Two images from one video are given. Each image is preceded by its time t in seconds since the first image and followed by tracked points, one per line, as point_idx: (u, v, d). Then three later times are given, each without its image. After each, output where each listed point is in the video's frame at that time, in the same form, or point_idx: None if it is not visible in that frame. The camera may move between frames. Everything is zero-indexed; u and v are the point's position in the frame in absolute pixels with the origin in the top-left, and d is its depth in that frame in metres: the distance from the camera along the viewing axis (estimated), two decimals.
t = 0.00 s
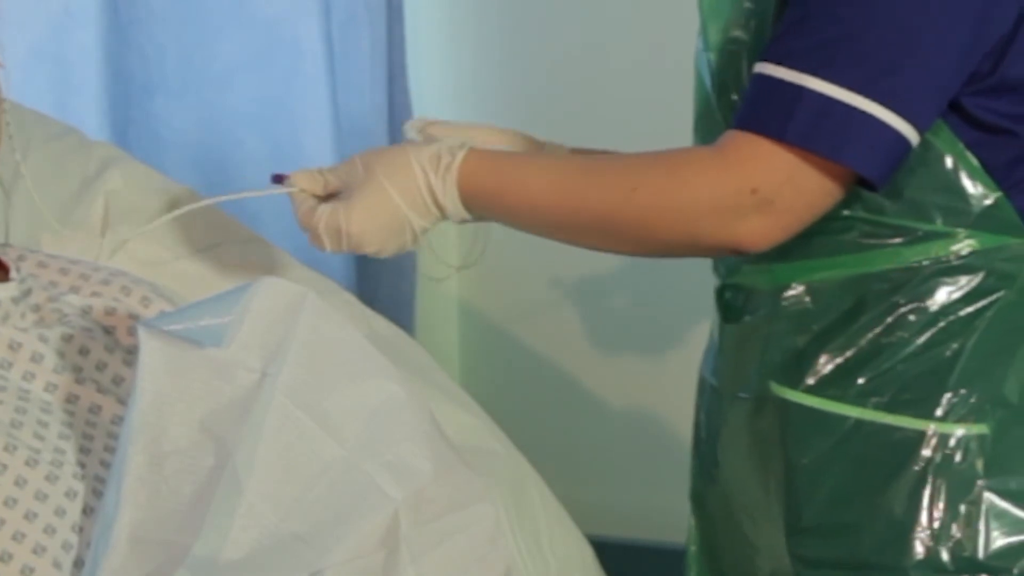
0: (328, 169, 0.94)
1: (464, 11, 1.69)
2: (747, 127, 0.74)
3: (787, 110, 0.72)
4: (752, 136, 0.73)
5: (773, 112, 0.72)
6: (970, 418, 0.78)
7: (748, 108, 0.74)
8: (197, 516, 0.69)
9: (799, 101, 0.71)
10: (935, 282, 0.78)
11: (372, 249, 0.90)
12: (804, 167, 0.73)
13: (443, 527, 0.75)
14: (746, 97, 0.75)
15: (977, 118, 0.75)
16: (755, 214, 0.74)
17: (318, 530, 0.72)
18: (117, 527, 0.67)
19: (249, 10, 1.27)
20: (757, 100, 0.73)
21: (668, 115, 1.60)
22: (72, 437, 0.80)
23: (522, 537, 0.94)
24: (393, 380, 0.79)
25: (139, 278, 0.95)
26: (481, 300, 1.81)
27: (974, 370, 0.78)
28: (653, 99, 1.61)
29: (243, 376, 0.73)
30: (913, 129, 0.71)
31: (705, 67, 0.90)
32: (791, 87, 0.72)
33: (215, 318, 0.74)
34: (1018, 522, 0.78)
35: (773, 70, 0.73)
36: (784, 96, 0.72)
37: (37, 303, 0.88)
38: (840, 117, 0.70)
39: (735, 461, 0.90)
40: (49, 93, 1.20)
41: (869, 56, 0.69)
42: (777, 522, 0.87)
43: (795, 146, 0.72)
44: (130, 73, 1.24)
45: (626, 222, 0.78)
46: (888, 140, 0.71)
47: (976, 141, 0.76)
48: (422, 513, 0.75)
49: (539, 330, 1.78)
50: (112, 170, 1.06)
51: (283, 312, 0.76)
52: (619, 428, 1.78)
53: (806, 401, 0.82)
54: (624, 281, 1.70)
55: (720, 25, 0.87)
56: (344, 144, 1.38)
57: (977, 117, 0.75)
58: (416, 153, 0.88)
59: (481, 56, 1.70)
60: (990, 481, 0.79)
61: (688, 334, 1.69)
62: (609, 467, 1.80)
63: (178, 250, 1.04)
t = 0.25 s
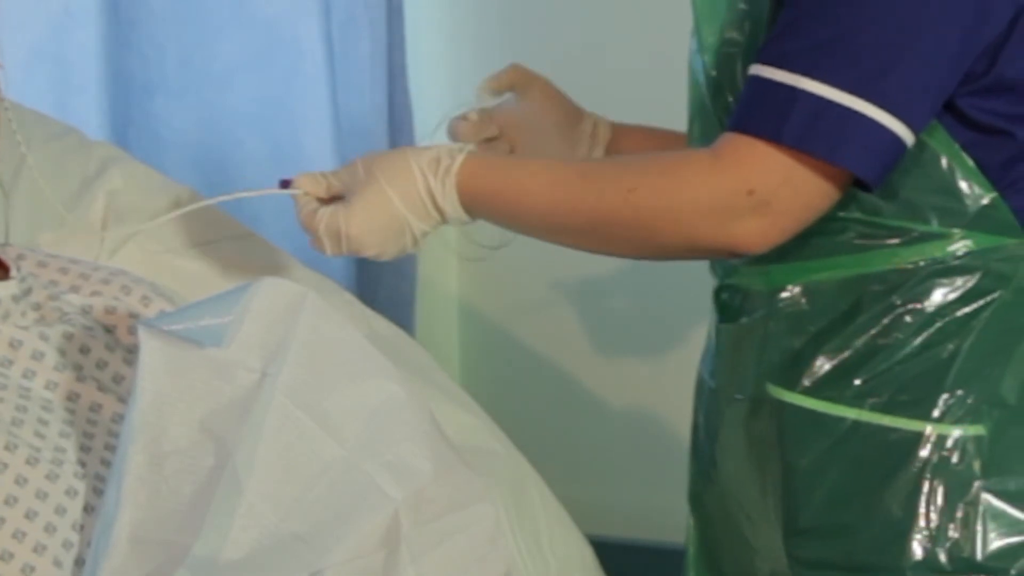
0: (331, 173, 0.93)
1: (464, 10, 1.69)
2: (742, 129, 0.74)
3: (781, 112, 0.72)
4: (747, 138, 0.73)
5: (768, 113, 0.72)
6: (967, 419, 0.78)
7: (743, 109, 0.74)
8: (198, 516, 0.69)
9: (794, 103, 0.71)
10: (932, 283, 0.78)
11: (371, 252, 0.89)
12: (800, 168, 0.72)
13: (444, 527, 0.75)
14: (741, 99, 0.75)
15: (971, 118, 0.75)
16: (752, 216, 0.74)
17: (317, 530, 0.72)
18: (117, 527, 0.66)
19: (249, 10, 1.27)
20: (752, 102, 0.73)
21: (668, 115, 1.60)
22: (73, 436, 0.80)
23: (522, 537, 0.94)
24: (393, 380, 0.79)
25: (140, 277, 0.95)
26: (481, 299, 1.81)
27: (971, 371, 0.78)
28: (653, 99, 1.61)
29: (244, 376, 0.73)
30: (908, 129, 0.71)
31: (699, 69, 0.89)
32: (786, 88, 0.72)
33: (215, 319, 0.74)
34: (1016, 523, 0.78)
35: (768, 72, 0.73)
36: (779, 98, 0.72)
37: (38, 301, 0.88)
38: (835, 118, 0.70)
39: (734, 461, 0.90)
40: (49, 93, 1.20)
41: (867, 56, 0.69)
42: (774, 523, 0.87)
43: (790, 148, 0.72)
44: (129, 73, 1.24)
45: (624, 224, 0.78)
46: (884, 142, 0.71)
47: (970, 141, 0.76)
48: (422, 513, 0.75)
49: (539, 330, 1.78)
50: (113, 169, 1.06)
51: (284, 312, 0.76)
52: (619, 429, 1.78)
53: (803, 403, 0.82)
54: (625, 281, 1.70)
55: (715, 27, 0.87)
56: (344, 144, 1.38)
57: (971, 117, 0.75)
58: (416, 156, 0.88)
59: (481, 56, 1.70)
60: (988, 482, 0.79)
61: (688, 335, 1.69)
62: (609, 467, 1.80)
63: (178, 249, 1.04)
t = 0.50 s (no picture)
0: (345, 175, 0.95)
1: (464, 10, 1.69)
2: (740, 130, 0.74)
3: (779, 113, 0.72)
4: (745, 138, 0.73)
5: (765, 114, 0.72)
6: (962, 419, 0.79)
7: (741, 110, 0.74)
8: (199, 517, 0.68)
9: (792, 104, 0.71)
10: (929, 284, 0.78)
11: (381, 253, 0.90)
12: (798, 169, 0.72)
13: (444, 528, 0.75)
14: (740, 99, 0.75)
15: (970, 118, 0.75)
16: (749, 217, 0.74)
17: (318, 530, 0.71)
18: (118, 526, 0.67)
19: (249, 10, 1.26)
20: (750, 102, 0.74)
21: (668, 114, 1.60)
22: (73, 435, 0.80)
23: (522, 537, 0.95)
24: (393, 380, 0.80)
25: (140, 277, 0.95)
26: (480, 299, 1.81)
27: (968, 371, 0.79)
28: (653, 99, 1.61)
29: (247, 376, 0.73)
30: (904, 129, 0.71)
31: (699, 69, 0.89)
32: (784, 89, 0.72)
33: (219, 320, 0.74)
34: (1013, 523, 0.79)
35: (765, 72, 0.73)
36: (777, 99, 0.72)
37: (38, 300, 0.88)
38: (832, 119, 0.70)
39: (738, 460, 0.88)
40: (49, 93, 1.21)
41: (868, 56, 0.70)
42: (773, 523, 0.87)
43: (787, 149, 0.72)
44: (129, 73, 1.25)
45: (624, 225, 0.78)
46: (881, 142, 0.71)
47: (967, 141, 0.76)
48: (423, 514, 0.75)
49: (538, 330, 1.78)
50: (113, 169, 1.06)
51: (286, 314, 0.76)
52: (618, 429, 1.78)
53: (800, 402, 0.82)
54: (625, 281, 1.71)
55: (714, 27, 0.87)
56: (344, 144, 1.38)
57: (970, 117, 0.75)
58: (427, 158, 0.88)
59: (481, 56, 1.70)
60: (984, 482, 0.79)
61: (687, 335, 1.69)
62: (608, 466, 1.80)
63: (178, 249, 1.04)
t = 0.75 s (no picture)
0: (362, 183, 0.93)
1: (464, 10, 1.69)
2: (745, 129, 0.74)
3: (787, 111, 0.72)
4: (749, 137, 0.74)
5: (773, 112, 0.72)
6: (971, 418, 0.79)
7: (748, 109, 0.74)
8: (199, 516, 0.68)
9: (799, 102, 0.71)
10: (937, 283, 0.78)
11: (398, 259, 0.90)
12: (803, 167, 0.72)
13: (444, 529, 0.75)
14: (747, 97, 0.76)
15: (978, 117, 0.75)
16: (753, 215, 0.74)
17: (318, 530, 0.71)
18: (120, 526, 0.67)
19: (249, 10, 1.27)
20: (757, 101, 0.74)
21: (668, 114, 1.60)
22: (74, 433, 0.80)
23: (522, 537, 0.95)
24: (394, 381, 0.80)
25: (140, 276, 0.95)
26: (480, 299, 1.81)
27: (975, 370, 0.78)
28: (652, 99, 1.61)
29: (249, 377, 0.73)
30: (913, 128, 0.71)
31: (704, 68, 0.90)
32: (791, 87, 0.72)
33: (221, 320, 0.75)
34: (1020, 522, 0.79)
35: (773, 71, 0.73)
36: (785, 97, 0.72)
37: (38, 298, 0.88)
38: (841, 117, 0.70)
39: (740, 461, 0.90)
40: (50, 93, 1.20)
41: (871, 55, 0.69)
42: (778, 522, 0.88)
43: (795, 146, 0.72)
44: (129, 74, 1.25)
45: (629, 224, 0.78)
46: (889, 141, 0.71)
47: (975, 139, 0.76)
48: (424, 514, 0.75)
49: (538, 329, 1.78)
50: (112, 168, 1.06)
51: (289, 315, 0.76)
52: (618, 428, 1.78)
53: (806, 400, 0.82)
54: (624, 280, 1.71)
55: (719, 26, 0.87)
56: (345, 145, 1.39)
57: (979, 116, 0.75)
58: (440, 163, 0.88)
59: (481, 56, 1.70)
60: (992, 482, 0.79)
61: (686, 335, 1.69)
62: (608, 466, 1.80)
63: (178, 248, 1.04)
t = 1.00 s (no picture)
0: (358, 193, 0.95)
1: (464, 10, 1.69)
2: (748, 131, 0.74)
3: (790, 112, 0.72)
4: (751, 140, 0.73)
5: (775, 113, 0.72)
6: (971, 419, 0.79)
7: (750, 110, 0.74)
8: (199, 516, 0.68)
9: (801, 103, 0.71)
10: (936, 284, 0.78)
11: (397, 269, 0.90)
12: (807, 168, 0.72)
13: (445, 529, 0.75)
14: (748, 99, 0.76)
15: (981, 119, 0.75)
16: (757, 217, 0.74)
17: (318, 530, 0.71)
18: (120, 526, 0.66)
19: (249, 10, 1.27)
20: (759, 103, 0.74)
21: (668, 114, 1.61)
22: (74, 432, 0.80)
23: (522, 537, 0.95)
24: (398, 382, 0.80)
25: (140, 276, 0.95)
26: (480, 299, 1.81)
27: (974, 372, 0.79)
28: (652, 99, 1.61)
29: (248, 377, 0.73)
30: (915, 128, 0.71)
31: (705, 69, 0.90)
32: (793, 89, 0.72)
33: (220, 320, 0.75)
34: (1018, 524, 0.79)
35: (774, 72, 0.73)
36: (787, 98, 0.72)
37: (38, 298, 0.88)
38: (844, 118, 0.70)
39: (735, 462, 0.90)
40: (48, 93, 1.19)
41: (872, 56, 0.69)
42: (777, 523, 0.88)
43: (798, 148, 0.72)
44: (128, 74, 1.24)
45: (632, 228, 0.78)
46: (891, 142, 0.71)
47: (976, 141, 0.76)
48: (424, 514, 0.75)
49: (538, 330, 1.78)
50: (112, 168, 1.06)
51: (289, 314, 0.76)
52: (618, 429, 1.78)
53: (806, 403, 0.82)
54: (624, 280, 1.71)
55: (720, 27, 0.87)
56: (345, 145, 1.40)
57: (981, 118, 0.75)
58: (437, 172, 0.88)
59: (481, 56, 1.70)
60: (991, 483, 0.79)
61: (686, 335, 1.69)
62: (608, 466, 1.81)
63: (178, 248, 1.04)
